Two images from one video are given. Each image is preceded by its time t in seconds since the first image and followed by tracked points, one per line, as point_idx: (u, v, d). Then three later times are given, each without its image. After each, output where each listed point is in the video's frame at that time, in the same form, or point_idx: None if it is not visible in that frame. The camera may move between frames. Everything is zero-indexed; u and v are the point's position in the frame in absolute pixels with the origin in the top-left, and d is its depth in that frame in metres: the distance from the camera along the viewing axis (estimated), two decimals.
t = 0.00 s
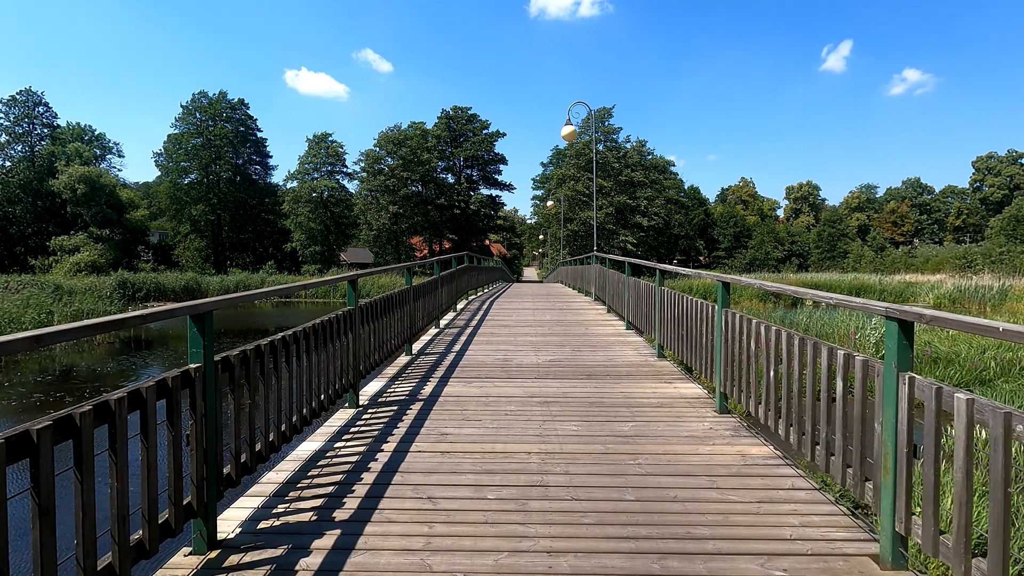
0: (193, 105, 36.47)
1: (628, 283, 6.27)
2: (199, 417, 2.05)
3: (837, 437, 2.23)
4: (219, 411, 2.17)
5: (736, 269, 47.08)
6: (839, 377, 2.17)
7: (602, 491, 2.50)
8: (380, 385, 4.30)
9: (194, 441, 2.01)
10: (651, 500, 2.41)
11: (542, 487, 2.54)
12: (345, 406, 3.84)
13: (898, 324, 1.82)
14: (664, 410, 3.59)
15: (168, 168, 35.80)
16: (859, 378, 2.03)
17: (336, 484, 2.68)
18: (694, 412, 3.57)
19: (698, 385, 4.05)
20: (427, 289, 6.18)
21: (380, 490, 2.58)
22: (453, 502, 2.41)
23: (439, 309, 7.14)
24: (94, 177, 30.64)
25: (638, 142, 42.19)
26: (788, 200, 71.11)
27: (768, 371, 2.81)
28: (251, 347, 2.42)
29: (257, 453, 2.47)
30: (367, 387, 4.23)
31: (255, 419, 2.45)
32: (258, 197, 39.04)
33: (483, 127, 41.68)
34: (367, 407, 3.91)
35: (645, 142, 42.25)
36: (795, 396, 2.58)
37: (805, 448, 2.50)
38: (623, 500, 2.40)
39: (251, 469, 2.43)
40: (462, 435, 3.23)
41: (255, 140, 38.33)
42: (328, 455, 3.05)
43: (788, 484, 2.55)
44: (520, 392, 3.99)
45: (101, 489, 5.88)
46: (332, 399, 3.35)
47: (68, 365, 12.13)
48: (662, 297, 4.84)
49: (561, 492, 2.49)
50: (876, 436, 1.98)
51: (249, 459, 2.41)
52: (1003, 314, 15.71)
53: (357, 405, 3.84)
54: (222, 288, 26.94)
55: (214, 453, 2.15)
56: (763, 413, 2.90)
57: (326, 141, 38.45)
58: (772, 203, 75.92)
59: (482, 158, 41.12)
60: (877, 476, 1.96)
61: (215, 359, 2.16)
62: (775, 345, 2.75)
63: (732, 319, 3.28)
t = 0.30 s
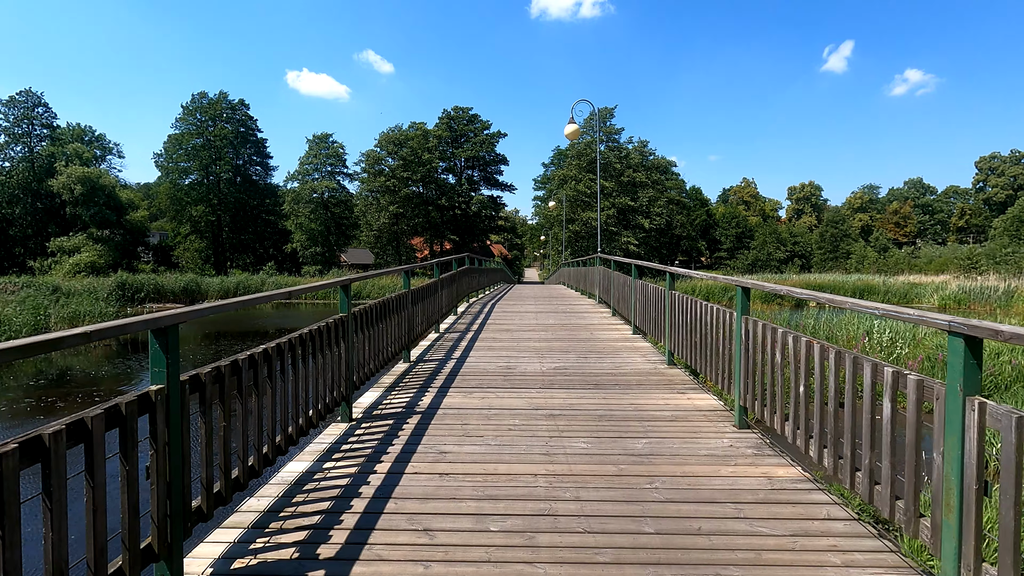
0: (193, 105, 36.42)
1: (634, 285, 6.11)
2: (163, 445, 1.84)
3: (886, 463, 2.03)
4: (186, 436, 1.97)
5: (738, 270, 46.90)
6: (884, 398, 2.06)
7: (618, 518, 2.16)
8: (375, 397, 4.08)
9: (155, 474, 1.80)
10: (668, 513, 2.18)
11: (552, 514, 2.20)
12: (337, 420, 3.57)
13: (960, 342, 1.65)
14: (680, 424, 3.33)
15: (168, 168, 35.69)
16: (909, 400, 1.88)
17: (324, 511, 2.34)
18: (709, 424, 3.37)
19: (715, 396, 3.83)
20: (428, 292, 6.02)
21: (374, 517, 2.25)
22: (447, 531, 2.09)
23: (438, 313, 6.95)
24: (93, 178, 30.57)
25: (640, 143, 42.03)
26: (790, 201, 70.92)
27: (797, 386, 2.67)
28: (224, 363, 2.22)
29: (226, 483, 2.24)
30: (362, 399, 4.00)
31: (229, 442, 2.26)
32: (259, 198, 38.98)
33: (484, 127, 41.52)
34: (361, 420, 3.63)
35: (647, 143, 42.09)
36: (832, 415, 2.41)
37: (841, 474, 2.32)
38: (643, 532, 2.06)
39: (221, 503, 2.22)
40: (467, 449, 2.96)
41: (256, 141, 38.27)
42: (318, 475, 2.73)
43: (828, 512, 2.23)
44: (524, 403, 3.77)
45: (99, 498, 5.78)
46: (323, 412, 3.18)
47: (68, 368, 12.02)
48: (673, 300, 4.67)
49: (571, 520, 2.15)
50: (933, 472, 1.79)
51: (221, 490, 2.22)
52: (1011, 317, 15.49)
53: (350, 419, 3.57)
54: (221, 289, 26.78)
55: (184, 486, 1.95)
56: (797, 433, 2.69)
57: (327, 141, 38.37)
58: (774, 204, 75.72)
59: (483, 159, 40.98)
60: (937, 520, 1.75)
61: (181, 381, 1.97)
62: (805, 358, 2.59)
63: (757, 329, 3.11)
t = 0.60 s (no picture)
0: (190, 105, 36.21)
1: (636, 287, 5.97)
2: (104, 477, 1.68)
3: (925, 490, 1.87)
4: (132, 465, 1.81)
5: (737, 271, 46.84)
6: (932, 415, 1.85)
7: (628, 553, 1.97)
8: (365, 407, 3.85)
9: (92, 510, 1.62)
10: (677, 545, 2.03)
11: (555, 548, 2.01)
12: (322, 432, 3.35)
13: None
14: (689, 438, 3.16)
15: (165, 169, 35.52)
16: (966, 421, 1.71)
17: (299, 541, 2.08)
18: (721, 437, 3.19)
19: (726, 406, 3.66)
20: (423, 294, 5.87)
21: (355, 549, 2.02)
22: (439, 568, 1.90)
23: (435, 316, 6.79)
24: (89, 178, 30.39)
25: (639, 143, 41.92)
26: (789, 202, 70.89)
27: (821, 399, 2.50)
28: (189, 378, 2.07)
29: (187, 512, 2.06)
30: (350, 409, 3.78)
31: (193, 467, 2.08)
32: (257, 198, 38.82)
33: (483, 127, 41.39)
34: (349, 433, 3.40)
35: (647, 143, 42.00)
36: (865, 432, 2.22)
37: (878, 501, 2.15)
38: (657, 569, 1.87)
39: (179, 536, 2.05)
40: (459, 467, 2.75)
41: (254, 141, 38.13)
42: (297, 497, 2.46)
43: (857, 544, 2.03)
44: (524, 413, 3.59)
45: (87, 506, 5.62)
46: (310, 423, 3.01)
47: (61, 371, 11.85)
48: (679, 304, 4.51)
49: (577, 554, 1.96)
50: (999, 505, 1.61)
51: (181, 520, 2.04)
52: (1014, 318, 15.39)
53: (337, 432, 3.34)
54: (219, 290, 26.62)
55: (127, 519, 1.78)
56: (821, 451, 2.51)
57: (325, 141, 38.27)
58: (774, 205, 75.66)
59: (482, 159, 40.86)
60: (1001, 564, 1.60)
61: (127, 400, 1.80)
62: (830, 367, 2.43)
63: (773, 334, 2.94)
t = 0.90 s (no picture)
0: (187, 106, 36.00)
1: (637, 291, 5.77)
2: (9, 530, 1.38)
3: (992, 537, 1.57)
4: (50, 508, 1.50)
5: (736, 272, 46.79)
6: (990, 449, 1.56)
7: None
8: (349, 422, 3.64)
9: None
10: None
11: None
12: (299, 452, 3.09)
13: None
14: (698, 456, 2.93)
15: (161, 169, 35.31)
16: None
17: None
18: (729, 454, 2.97)
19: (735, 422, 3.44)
20: (415, 297, 5.68)
21: None
22: None
23: (428, 321, 6.58)
24: (84, 178, 30.17)
25: (638, 144, 41.81)
26: (788, 203, 70.87)
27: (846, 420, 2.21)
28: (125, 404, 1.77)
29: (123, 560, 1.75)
30: (332, 425, 3.55)
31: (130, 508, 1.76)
32: (254, 199, 38.65)
33: (481, 128, 41.26)
34: (329, 452, 3.16)
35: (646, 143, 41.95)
36: (903, 460, 1.92)
37: (920, 541, 1.84)
38: None
39: None
40: (448, 492, 2.49)
41: (250, 141, 37.97)
42: (265, 530, 2.18)
43: None
44: (521, 429, 3.38)
45: (66, 518, 5.39)
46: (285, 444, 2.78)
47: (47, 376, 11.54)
48: (683, 310, 4.30)
49: None
50: None
51: (114, 570, 1.73)
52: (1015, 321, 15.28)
53: (315, 451, 3.10)
54: (215, 292, 26.42)
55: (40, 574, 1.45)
56: (849, 479, 2.22)
57: (322, 141, 38.17)
58: (772, 206, 75.64)
59: (480, 160, 40.76)
60: None
61: (42, 435, 1.50)
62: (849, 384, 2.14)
63: (788, 347, 2.66)
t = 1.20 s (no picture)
0: (187, 108, 35.99)
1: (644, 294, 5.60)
2: None
3: None
4: None
5: (738, 274, 46.59)
6: None
7: None
8: (339, 436, 3.48)
9: None
10: None
11: None
12: (284, 471, 2.93)
13: None
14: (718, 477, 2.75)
15: (161, 172, 35.24)
16: None
17: None
18: (754, 475, 2.78)
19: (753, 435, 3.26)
20: (413, 301, 5.53)
21: None
22: None
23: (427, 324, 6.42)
24: (84, 180, 30.07)
25: (640, 145, 41.66)
26: (790, 205, 70.66)
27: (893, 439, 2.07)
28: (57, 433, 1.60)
29: None
30: (320, 440, 3.39)
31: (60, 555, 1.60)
32: (254, 201, 38.59)
33: (482, 129, 41.15)
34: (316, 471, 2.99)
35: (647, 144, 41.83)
36: (972, 493, 1.74)
37: None
38: None
39: None
40: (444, 519, 2.32)
41: (251, 144, 37.93)
42: (235, 567, 2.02)
43: None
44: (524, 443, 3.23)
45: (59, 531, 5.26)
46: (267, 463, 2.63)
47: (40, 381, 11.37)
48: (694, 314, 4.12)
49: None
50: None
51: None
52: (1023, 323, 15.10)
53: (300, 471, 2.93)
54: (216, 294, 26.29)
55: None
56: (898, 508, 2.09)
57: (322, 143, 38.17)
58: (775, 208, 75.38)
59: (481, 161, 40.67)
60: None
61: None
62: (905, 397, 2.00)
63: (821, 356, 2.49)
